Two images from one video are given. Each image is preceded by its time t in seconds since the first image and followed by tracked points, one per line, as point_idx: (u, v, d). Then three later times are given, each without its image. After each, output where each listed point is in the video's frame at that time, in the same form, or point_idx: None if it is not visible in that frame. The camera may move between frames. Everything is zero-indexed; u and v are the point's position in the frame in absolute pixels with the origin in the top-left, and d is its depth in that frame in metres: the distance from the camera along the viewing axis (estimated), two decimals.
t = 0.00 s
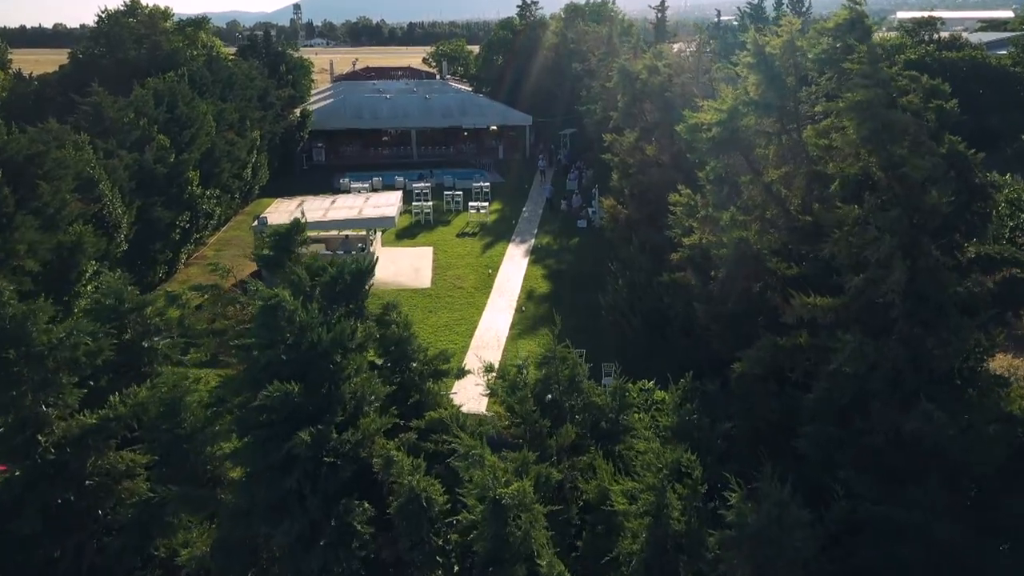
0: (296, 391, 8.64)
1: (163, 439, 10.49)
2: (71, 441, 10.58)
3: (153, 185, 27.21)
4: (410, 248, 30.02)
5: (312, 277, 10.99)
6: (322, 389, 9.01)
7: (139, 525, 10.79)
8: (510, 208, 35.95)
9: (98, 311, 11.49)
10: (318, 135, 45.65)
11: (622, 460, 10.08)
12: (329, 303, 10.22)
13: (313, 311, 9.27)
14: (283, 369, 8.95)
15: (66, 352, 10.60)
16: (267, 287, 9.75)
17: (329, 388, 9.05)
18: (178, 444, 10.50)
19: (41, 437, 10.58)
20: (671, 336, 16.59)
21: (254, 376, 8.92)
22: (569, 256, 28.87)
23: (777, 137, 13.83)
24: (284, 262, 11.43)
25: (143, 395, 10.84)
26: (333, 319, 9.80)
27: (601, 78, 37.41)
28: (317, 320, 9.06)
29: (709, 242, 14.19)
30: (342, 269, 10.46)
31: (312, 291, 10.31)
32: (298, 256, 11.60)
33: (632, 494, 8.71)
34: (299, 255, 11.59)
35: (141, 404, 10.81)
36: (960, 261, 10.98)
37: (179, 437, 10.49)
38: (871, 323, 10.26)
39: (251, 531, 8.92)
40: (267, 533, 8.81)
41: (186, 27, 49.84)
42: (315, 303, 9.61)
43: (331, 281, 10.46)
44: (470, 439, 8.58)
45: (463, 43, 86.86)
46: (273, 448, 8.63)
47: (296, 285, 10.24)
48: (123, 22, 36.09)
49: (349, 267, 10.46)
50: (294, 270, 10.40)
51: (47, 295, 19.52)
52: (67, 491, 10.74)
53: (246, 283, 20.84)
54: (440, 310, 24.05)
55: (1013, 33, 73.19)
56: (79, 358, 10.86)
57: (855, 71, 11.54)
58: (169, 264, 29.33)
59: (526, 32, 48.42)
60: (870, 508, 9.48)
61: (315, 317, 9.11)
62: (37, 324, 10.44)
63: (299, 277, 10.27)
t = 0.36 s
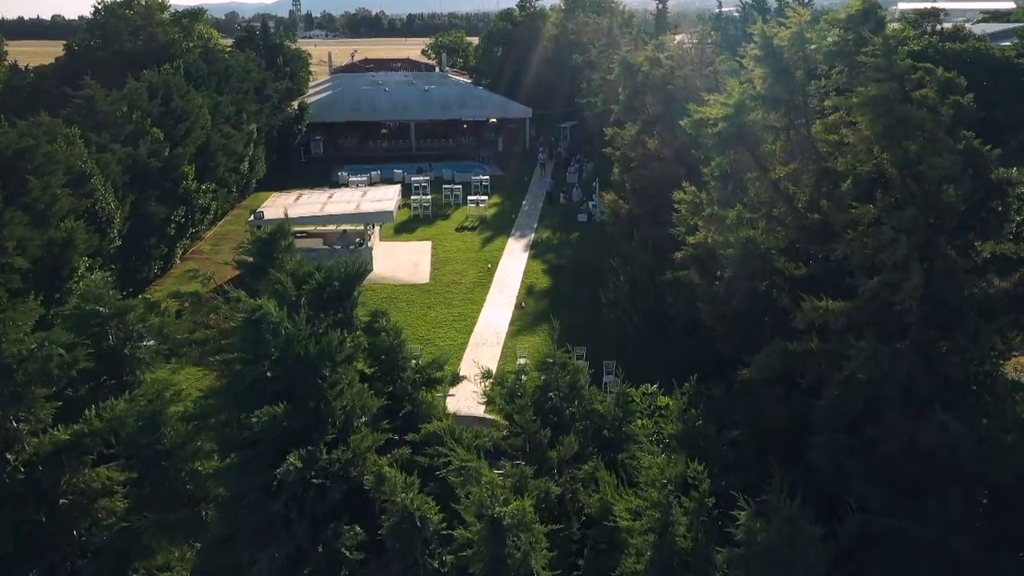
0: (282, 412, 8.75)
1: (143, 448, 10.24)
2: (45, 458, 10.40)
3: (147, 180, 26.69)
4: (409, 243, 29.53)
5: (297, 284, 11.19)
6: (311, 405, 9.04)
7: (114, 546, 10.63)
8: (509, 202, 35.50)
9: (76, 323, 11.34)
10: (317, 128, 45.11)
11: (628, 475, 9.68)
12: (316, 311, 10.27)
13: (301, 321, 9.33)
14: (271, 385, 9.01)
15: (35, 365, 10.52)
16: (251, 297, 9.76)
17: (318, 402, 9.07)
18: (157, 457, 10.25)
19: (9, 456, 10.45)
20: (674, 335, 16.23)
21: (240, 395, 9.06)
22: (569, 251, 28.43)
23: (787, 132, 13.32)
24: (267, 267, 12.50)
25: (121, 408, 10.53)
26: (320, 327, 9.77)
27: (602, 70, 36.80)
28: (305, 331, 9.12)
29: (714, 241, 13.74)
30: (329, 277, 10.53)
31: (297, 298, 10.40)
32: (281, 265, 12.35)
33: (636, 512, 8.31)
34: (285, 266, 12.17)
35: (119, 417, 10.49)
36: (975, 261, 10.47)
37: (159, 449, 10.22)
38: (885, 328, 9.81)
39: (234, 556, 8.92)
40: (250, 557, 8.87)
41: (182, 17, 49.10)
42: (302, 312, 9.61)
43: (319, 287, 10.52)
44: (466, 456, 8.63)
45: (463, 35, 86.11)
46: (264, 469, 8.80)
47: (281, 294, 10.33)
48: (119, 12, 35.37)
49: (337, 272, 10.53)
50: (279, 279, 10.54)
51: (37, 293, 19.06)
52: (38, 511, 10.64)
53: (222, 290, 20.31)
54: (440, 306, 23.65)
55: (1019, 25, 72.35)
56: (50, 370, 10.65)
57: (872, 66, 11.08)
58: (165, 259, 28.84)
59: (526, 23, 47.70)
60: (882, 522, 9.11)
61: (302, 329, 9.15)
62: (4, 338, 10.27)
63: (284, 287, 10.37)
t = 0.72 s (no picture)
0: (264, 432, 8.62)
1: (121, 469, 9.99)
2: (13, 477, 10.13)
3: (141, 174, 26.10)
4: (408, 237, 29.11)
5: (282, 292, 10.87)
6: (297, 422, 8.99)
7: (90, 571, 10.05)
8: (509, 195, 35.05)
9: (53, 335, 11.54)
10: (315, 120, 44.54)
11: (632, 487, 9.31)
12: (305, 319, 10.09)
13: (286, 334, 9.33)
14: (257, 401, 8.89)
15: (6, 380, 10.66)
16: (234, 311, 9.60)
17: (305, 419, 9.03)
18: (134, 477, 9.98)
19: None
20: (679, 334, 15.87)
21: (221, 414, 8.91)
22: (568, 246, 28.01)
23: (794, 127, 12.88)
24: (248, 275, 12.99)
25: (96, 423, 10.49)
26: (305, 340, 9.71)
27: (602, 62, 36.20)
28: (291, 344, 9.11)
29: (719, 240, 13.34)
30: (317, 285, 10.37)
31: (286, 307, 10.13)
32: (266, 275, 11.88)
33: (642, 530, 7.90)
34: (269, 275, 11.78)
35: (94, 433, 10.42)
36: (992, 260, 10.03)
37: (135, 470, 9.94)
38: (900, 333, 9.39)
39: None
40: None
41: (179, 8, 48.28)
42: (288, 324, 9.56)
43: (306, 295, 10.34)
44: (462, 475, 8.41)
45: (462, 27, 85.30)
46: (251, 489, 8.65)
47: (266, 303, 10.00)
48: (114, 4, 34.64)
49: (326, 280, 10.39)
50: (265, 287, 10.19)
51: (28, 290, 18.60)
52: (9, 534, 10.46)
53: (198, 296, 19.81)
54: (439, 302, 23.19)
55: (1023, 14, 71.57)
56: (17, 384, 10.80)
57: (887, 60, 10.65)
58: (160, 254, 28.37)
59: (526, 14, 47.02)
60: (896, 536, 8.77)
61: (288, 342, 9.12)
62: None
63: (269, 296, 10.02)
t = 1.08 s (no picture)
0: (240, 457, 8.28)
1: (94, 488, 9.72)
2: None
3: (136, 168, 25.31)
4: (407, 231, 28.71)
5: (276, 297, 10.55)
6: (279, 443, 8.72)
7: None
8: (509, 189, 34.59)
9: (27, 346, 11.32)
10: (313, 113, 44.00)
11: (635, 499, 8.99)
12: (300, 328, 9.82)
13: (271, 348, 9.02)
14: (237, 421, 8.65)
15: None
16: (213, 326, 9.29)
17: (289, 438, 8.75)
18: (109, 498, 9.73)
19: None
20: (682, 334, 15.54)
21: (200, 435, 8.71)
22: (569, 240, 27.61)
23: (802, 122, 12.52)
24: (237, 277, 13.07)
25: (70, 440, 10.15)
26: (296, 353, 9.64)
27: (603, 54, 35.65)
28: (274, 359, 8.78)
29: (724, 239, 12.90)
30: (315, 293, 10.00)
31: (281, 315, 9.77)
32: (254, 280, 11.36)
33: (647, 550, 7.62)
34: (260, 278, 11.41)
35: (66, 451, 10.05)
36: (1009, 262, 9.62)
37: (110, 490, 9.69)
38: (916, 338, 8.95)
39: None
40: None
41: None
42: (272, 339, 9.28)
43: (303, 302, 10.02)
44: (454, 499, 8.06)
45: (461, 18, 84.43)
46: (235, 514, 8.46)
47: (261, 309, 9.72)
48: None
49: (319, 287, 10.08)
50: (258, 292, 9.90)
51: (16, 288, 18.12)
52: None
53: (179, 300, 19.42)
54: (436, 299, 22.73)
55: None
56: None
57: (901, 55, 10.21)
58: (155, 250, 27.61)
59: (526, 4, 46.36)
60: (905, 553, 8.38)
61: (271, 357, 8.81)
62: None
63: (264, 303, 9.71)
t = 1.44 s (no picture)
0: (213, 482, 7.99)
1: (65, 512, 9.47)
2: None
3: (131, 165, 24.00)
4: (406, 226, 28.26)
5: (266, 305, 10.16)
6: (263, 466, 8.44)
7: None
8: (509, 182, 34.14)
9: None
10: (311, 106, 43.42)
11: (637, 512, 8.60)
12: (290, 341, 9.34)
13: (253, 366, 8.70)
14: (213, 443, 8.33)
15: None
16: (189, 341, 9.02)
17: (273, 461, 8.45)
18: (81, 521, 9.47)
19: None
20: (686, 335, 15.14)
21: (176, 457, 8.42)
22: (569, 235, 27.21)
23: (808, 119, 12.15)
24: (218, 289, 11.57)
25: (39, 460, 9.72)
26: (286, 365, 9.23)
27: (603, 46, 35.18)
28: (254, 379, 8.42)
29: (728, 239, 12.45)
30: (307, 305, 9.42)
31: (270, 325, 9.39)
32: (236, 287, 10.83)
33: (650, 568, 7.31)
34: (248, 283, 10.98)
35: (35, 472, 9.64)
36: None
37: (83, 512, 9.41)
38: (929, 344, 8.59)
39: None
40: None
41: None
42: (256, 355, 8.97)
43: (296, 315, 9.46)
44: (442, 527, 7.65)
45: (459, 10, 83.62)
46: (210, 539, 8.14)
47: (249, 319, 9.38)
48: None
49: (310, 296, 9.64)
50: (247, 300, 9.54)
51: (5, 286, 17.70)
52: None
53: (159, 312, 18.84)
54: (435, 295, 22.36)
55: None
56: None
57: (915, 51, 9.85)
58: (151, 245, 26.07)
59: None
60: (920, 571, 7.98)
61: (251, 375, 8.50)
62: None
63: (252, 312, 9.37)
